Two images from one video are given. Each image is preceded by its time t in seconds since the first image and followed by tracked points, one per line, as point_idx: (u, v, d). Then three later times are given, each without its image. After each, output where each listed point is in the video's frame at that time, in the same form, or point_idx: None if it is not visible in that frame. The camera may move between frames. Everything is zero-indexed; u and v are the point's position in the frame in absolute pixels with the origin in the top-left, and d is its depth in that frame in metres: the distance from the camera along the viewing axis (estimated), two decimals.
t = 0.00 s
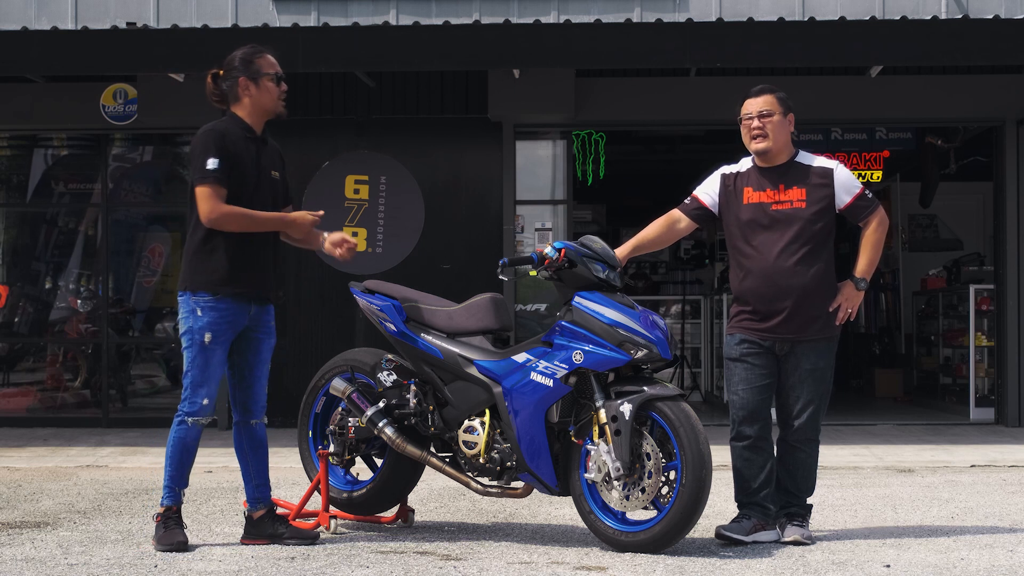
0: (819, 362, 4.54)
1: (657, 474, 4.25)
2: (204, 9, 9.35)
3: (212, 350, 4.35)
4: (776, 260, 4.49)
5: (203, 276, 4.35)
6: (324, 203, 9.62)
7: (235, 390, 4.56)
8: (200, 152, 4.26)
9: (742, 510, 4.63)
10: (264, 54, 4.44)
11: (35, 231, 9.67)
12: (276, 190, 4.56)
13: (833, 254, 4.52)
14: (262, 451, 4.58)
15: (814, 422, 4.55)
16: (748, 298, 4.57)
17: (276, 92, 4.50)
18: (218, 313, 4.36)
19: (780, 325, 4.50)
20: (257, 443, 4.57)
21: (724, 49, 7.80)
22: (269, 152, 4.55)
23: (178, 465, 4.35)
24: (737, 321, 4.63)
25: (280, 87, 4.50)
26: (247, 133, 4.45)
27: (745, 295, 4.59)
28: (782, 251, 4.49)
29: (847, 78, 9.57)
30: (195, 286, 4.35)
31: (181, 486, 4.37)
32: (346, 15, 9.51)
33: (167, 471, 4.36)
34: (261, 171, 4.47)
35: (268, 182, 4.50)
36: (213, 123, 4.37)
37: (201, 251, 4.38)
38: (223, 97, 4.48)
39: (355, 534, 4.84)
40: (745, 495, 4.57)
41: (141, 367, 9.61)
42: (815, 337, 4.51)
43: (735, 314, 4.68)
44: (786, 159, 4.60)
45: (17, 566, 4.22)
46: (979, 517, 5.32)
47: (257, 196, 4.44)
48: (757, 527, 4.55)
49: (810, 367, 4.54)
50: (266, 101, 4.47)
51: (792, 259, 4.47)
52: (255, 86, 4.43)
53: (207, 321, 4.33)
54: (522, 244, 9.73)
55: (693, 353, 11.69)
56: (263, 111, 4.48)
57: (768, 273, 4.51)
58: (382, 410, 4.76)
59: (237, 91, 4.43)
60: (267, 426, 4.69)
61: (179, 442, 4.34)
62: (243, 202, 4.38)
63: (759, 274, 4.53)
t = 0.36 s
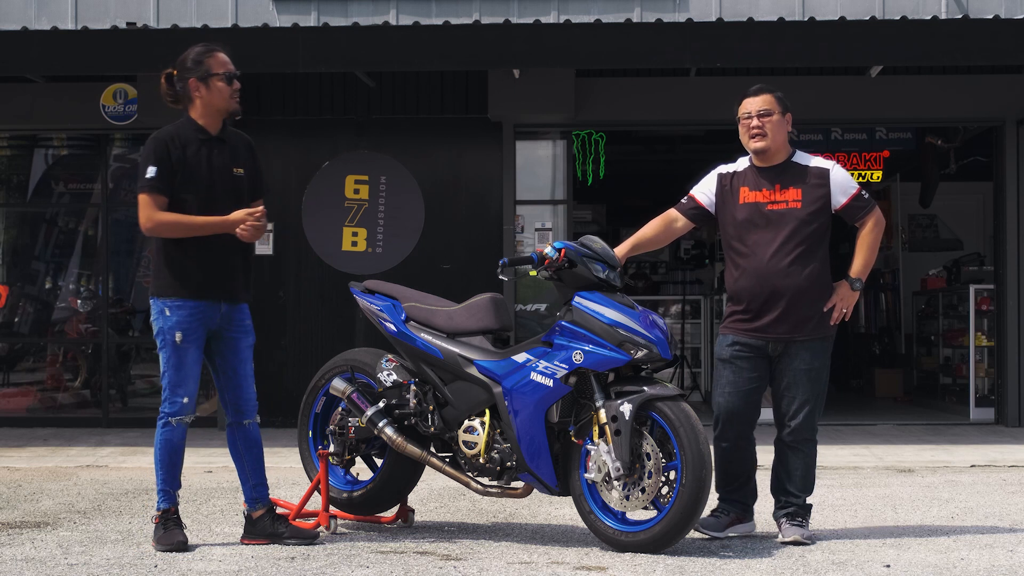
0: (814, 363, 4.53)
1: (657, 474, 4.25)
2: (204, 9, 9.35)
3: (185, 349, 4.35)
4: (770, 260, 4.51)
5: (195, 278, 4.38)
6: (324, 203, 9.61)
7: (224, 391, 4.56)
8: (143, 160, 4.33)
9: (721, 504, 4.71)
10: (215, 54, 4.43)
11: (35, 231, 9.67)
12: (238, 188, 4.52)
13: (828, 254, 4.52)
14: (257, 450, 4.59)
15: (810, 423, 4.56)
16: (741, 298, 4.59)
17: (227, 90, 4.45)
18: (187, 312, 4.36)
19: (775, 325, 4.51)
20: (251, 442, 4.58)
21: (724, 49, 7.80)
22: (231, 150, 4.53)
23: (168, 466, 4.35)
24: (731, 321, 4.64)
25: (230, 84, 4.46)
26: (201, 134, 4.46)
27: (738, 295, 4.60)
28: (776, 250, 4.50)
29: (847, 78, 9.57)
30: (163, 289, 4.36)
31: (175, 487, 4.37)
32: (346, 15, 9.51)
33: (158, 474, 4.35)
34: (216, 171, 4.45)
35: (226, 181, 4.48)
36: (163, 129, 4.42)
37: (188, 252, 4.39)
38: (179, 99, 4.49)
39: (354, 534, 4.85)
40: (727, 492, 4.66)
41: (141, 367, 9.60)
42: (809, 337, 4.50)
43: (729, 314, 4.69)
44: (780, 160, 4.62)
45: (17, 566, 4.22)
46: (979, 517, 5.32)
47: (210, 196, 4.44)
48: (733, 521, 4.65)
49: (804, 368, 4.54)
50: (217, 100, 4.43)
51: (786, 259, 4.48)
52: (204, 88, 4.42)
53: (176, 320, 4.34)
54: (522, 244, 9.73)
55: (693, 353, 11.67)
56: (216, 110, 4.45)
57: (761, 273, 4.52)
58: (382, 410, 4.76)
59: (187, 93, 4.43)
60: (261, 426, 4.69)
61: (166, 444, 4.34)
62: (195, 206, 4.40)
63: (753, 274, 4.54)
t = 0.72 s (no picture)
0: (797, 363, 4.56)
1: (657, 474, 4.25)
2: (204, 9, 9.35)
3: (172, 348, 4.36)
4: (747, 259, 4.57)
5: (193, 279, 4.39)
6: (323, 203, 9.61)
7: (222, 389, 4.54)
8: (116, 163, 4.38)
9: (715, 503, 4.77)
10: (186, 52, 4.41)
11: (35, 231, 9.67)
12: (217, 186, 4.51)
13: (808, 253, 4.54)
14: (258, 447, 4.58)
15: (797, 422, 4.57)
16: (720, 296, 4.66)
17: (199, 89, 4.43)
18: (172, 311, 4.36)
19: (751, 324, 4.58)
20: (251, 439, 4.57)
21: (724, 48, 7.80)
22: (210, 148, 4.51)
23: (163, 467, 4.36)
24: (713, 320, 4.73)
25: (203, 83, 4.43)
26: (177, 133, 4.45)
27: (717, 294, 4.68)
28: (753, 250, 4.56)
29: (847, 78, 9.57)
30: (147, 290, 4.37)
31: (173, 487, 4.38)
32: (346, 15, 9.51)
33: (154, 475, 4.37)
34: (192, 170, 4.44)
35: (204, 178, 4.47)
36: (139, 131, 4.45)
37: (179, 252, 4.41)
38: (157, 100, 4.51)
39: (355, 534, 4.85)
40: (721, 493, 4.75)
41: (141, 367, 9.59)
42: (787, 336, 4.54)
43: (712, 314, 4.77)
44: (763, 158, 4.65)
45: (17, 566, 4.22)
46: (979, 517, 5.32)
47: (187, 195, 4.44)
48: (722, 522, 4.74)
49: (787, 369, 4.56)
50: (191, 98, 4.42)
51: (762, 258, 4.53)
52: (177, 87, 4.41)
53: (161, 319, 4.34)
54: (522, 244, 9.73)
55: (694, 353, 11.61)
56: (190, 109, 4.43)
57: (738, 272, 4.58)
58: (382, 410, 4.76)
59: (161, 94, 4.44)
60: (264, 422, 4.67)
61: (161, 444, 4.35)
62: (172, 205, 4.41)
63: (730, 273, 4.61)
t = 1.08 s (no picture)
0: (775, 361, 4.58)
1: (657, 474, 4.25)
2: (204, 9, 9.35)
3: (182, 349, 4.36)
4: (719, 259, 4.64)
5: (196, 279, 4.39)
6: (323, 204, 9.61)
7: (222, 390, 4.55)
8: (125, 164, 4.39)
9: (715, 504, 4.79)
10: (196, 55, 4.41)
11: (35, 231, 9.67)
12: (224, 188, 4.51)
13: (782, 254, 4.59)
14: (257, 449, 4.58)
15: (781, 421, 4.60)
16: (696, 297, 4.74)
17: (212, 94, 4.43)
18: (184, 312, 4.37)
19: (726, 324, 4.64)
20: (250, 441, 4.56)
21: (724, 49, 7.80)
22: (218, 150, 4.51)
23: (166, 467, 4.35)
24: (692, 322, 4.80)
25: (215, 89, 4.43)
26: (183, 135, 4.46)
27: (694, 295, 4.76)
28: (726, 250, 4.63)
29: (847, 78, 9.57)
30: (158, 291, 4.37)
31: (175, 487, 4.38)
32: (346, 15, 9.51)
33: (157, 474, 4.37)
34: (200, 172, 4.45)
35: (211, 180, 4.47)
36: (147, 131, 4.45)
37: (185, 253, 4.41)
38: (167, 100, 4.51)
39: (354, 534, 4.85)
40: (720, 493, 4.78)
41: (141, 367, 9.60)
42: (759, 336, 4.58)
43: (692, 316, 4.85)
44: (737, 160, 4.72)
45: (17, 566, 4.22)
46: (979, 517, 5.32)
47: (195, 198, 4.44)
48: (723, 522, 4.76)
49: (765, 367, 4.59)
50: (202, 104, 4.42)
51: (735, 258, 4.60)
52: (185, 90, 4.41)
53: (173, 320, 4.35)
54: (522, 244, 9.72)
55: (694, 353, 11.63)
56: (199, 113, 4.44)
57: (712, 272, 4.66)
58: (382, 410, 4.76)
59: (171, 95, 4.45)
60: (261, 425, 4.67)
61: (165, 444, 4.35)
62: (178, 207, 4.42)
63: (705, 273, 4.68)
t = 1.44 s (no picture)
0: (764, 359, 4.61)
1: (657, 474, 4.25)
2: (204, 9, 9.35)
3: (201, 351, 4.37)
4: (704, 259, 4.71)
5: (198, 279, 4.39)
6: (323, 204, 9.61)
7: (233, 390, 4.55)
8: (148, 163, 4.36)
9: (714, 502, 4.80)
10: (227, 57, 4.41)
11: (35, 231, 9.67)
12: (245, 189, 4.52)
13: (766, 253, 4.66)
14: (263, 450, 4.59)
15: (774, 417, 4.63)
16: (682, 298, 4.80)
17: (238, 97, 4.45)
18: (206, 315, 4.38)
19: (712, 324, 4.70)
20: (258, 442, 4.57)
21: (725, 49, 7.80)
22: (238, 152, 4.53)
23: (174, 466, 4.36)
24: (679, 323, 4.86)
25: (243, 92, 4.45)
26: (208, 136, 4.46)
27: (680, 296, 4.82)
28: (711, 250, 4.70)
29: (847, 78, 9.57)
30: (181, 292, 4.38)
31: (180, 487, 4.38)
32: (346, 15, 9.51)
33: (164, 473, 4.36)
34: (223, 173, 4.46)
35: (235, 182, 4.48)
36: (170, 131, 4.43)
37: (194, 253, 4.41)
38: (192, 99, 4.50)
39: (354, 534, 4.85)
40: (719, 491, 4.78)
41: (141, 367, 9.60)
42: (746, 335, 4.63)
43: (678, 317, 4.90)
44: (718, 162, 4.79)
45: (17, 565, 4.22)
46: (979, 517, 5.32)
47: (220, 202, 4.45)
48: (722, 522, 4.76)
49: (755, 365, 4.62)
50: (228, 106, 4.44)
51: (719, 258, 4.67)
52: (213, 90, 4.41)
53: (194, 322, 4.35)
54: (522, 244, 9.72)
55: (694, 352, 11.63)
56: (223, 114, 4.44)
57: (697, 272, 4.73)
58: (382, 410, 4.76)
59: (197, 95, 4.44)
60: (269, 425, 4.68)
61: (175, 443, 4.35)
62: (198, 208, 4.41)
63: (690, 273, 4.75)
